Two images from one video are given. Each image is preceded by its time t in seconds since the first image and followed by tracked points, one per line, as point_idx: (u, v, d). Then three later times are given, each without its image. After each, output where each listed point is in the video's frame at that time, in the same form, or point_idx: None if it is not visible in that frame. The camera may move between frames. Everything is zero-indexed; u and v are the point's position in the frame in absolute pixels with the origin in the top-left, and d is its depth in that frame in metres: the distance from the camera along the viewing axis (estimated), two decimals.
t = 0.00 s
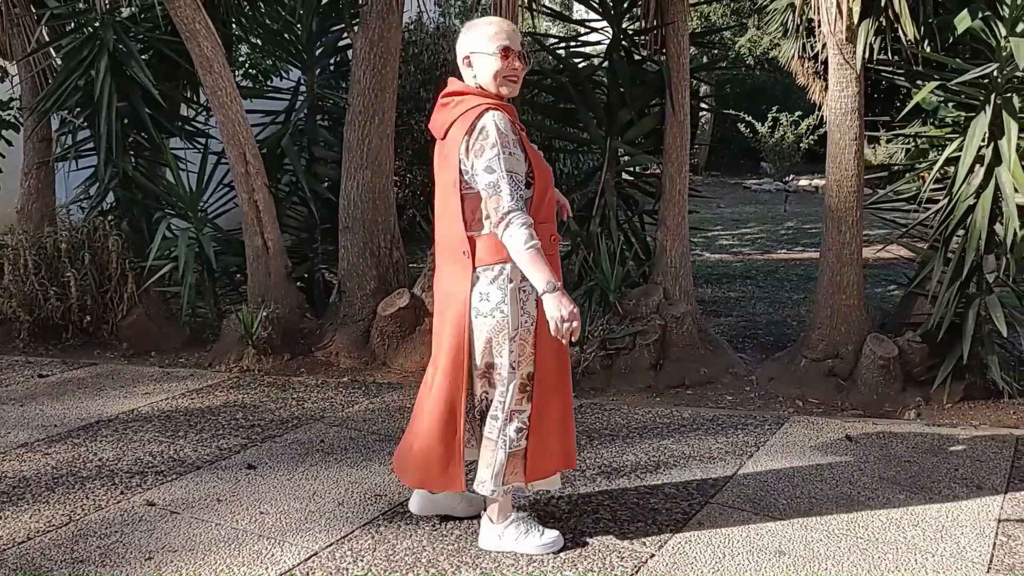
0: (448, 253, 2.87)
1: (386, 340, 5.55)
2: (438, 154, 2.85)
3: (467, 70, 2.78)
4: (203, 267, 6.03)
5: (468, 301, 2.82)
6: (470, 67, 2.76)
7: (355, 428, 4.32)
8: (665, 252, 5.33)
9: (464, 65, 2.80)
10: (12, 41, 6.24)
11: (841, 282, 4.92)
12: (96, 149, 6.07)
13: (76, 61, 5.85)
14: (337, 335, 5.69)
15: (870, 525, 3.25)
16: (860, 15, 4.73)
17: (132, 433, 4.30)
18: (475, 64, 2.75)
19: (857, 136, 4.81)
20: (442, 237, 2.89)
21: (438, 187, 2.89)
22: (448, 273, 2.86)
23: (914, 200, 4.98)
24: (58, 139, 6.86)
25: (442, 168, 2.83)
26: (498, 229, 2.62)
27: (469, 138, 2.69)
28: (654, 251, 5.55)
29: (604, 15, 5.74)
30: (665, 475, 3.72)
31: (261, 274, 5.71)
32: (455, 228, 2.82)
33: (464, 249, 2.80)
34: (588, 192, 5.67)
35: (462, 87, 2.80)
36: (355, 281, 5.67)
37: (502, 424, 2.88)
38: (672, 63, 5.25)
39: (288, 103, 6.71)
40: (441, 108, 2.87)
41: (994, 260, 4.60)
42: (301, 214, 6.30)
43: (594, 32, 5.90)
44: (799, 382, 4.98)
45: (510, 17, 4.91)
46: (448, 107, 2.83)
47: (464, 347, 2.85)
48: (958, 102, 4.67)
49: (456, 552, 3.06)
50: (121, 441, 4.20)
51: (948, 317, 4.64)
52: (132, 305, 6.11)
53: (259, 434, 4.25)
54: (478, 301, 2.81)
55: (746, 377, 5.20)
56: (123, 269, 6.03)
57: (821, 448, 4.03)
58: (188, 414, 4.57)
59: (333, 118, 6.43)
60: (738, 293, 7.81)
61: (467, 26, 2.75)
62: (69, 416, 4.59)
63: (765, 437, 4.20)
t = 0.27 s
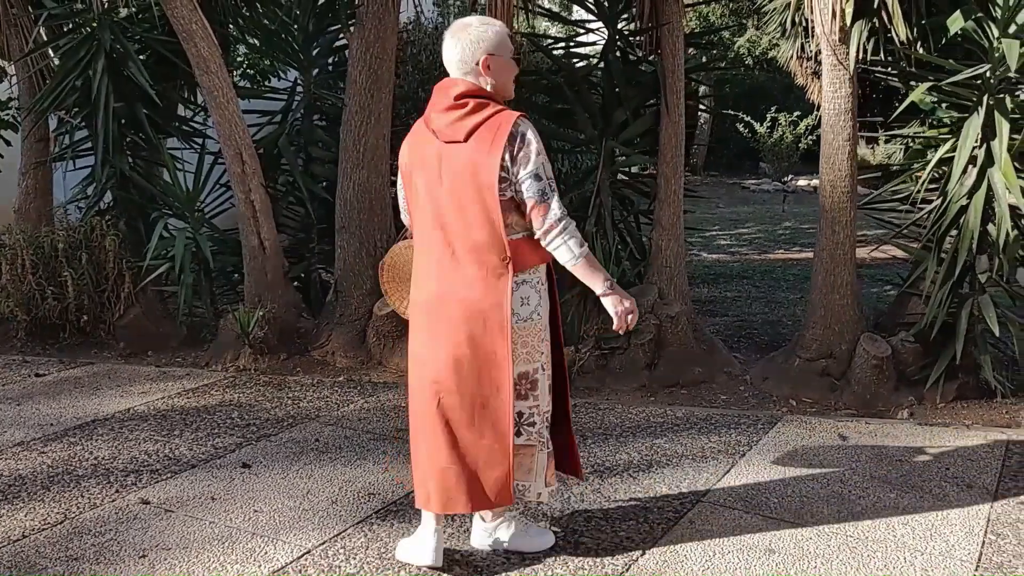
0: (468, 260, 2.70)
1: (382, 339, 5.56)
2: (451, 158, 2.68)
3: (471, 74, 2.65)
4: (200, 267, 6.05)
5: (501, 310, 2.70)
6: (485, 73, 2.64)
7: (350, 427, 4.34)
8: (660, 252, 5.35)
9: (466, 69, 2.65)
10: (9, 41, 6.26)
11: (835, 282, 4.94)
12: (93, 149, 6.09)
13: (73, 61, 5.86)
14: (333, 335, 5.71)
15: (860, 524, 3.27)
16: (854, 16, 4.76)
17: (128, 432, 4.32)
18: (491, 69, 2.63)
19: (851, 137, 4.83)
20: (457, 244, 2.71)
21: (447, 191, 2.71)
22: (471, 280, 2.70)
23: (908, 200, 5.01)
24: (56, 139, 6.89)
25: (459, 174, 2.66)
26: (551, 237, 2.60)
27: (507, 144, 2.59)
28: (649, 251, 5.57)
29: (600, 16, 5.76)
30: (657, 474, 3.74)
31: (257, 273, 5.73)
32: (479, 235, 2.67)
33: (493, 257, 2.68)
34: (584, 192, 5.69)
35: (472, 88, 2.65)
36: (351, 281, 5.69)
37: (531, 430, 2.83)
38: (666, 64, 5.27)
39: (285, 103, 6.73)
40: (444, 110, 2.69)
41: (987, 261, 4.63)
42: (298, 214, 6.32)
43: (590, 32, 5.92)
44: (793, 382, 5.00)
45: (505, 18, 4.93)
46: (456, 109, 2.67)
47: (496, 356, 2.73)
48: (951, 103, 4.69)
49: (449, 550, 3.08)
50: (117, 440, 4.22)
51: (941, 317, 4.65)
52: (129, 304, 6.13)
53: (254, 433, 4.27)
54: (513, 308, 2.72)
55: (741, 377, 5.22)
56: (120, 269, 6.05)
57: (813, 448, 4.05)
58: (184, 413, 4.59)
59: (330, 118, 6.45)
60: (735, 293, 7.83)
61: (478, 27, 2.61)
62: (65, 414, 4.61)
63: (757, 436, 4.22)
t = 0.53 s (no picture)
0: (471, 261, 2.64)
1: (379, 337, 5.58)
2: (451, 159, 2.59)
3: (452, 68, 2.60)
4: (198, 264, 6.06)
5: (500, 308, 2.71)
6: (472, 73, 2.64)
7: (345, 424, 4.35)
8: (656, 252, 5.36)
9: (446, 62, 2.60)
10: (8, 38, 6.27)
11: (830, 283, 4.95)
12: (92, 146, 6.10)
13: (72, 58, 5.86)
14: (330, 333, 5.72)
15: (851, 523, 3.28)
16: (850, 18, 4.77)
17: (124, 428, 4.33)
18: (476, 71, 2.64)
19: (847, 138, 4.84)
20: (459, 245, 2.62)
21: (446, 192, 2.61)
22: (474, 282, 2.65)
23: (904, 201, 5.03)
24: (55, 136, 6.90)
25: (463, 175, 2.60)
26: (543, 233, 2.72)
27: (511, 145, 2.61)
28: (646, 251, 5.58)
29: (597, 17, 5.78)
30: (651, 473, 3.75)
31: (254, 271, 5.74)
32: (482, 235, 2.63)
33: (494, 256, 2.66)
34: (581, 191, 5.71)
35: (468, 88, 2.60)
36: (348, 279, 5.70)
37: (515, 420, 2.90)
38: (663, 65, 5.28)
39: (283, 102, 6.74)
40: (438, 107, 2.57)
41: (982, 262, 4.66)
42: (296, 212, 6.34)
43: (588, 33, 5.94)
44: (788, 382, 5.01)
45: (502, 17, 4.94)
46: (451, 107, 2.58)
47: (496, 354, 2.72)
48: (946, 105, 4.71)
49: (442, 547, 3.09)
50: (113, 436, 4.23)
51: (935, 318, 4.67)
52: (126, 301, 6.14)
53: (250, 430, 4.28)
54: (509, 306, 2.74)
55: (736, 377, 5.23)
56: (118, 266, 6.07)
57: (806, 448, 4.06)
58: (180, 410, 4.60)
59: (328, 117, 6.47)
60: (732, 294, 7.84)
61: (471, 29, 2.61)
62: (61, 411, 4.62)
63: (751, 436, 4.24)
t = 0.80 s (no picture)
0: (483, 260, 2.70)
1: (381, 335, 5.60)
2: (466, 163, 2.63)
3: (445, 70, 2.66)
4: (201, 261, 6.08)
5: (503, 307, 2.79)
6: (462, 75, 2.70)
7: (347, 422, 4.37)
8: (658, 253, 5.38)
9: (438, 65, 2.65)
10: (15, 35, 6.30)
11: (831, 285, 4.97)
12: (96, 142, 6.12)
13: (78, 55, 5.88)
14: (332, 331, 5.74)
15: (850, 524, 3.30)
16: (853, 21, 4.79)
17: (127, 424, 4.35)
18: (466, 73, 2.70)
19: (849, 141, 4.85)
20: (473, 247, 2.68)
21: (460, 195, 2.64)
22: (483, 283, 2.71)
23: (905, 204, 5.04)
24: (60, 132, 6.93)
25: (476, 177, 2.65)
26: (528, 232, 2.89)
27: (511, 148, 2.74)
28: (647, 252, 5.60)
29: (601, 17, 5.79)
30: (651, 473, 3.77)
31: (257, 269, 5.77)
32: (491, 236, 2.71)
33: (500, 255, 2.75)
34: (583, 192, 5.72)
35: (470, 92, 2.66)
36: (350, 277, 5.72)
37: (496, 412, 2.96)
38: (667, 66, 5.30)
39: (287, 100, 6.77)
40: (450, 111, 2.60)
41: (984, 266, 4.68)
42: (299, 210, 6.36)
43: (592, 34, 5.96)
44: (788, 384, 5.02)
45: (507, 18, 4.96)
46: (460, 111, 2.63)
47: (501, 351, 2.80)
48: (949, 109, 4.72)
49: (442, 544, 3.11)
50: (116, 431, 4.25)
51: (936, 321, 4.68)
52: (130, 298, 6.17)
53: (252, 426, 4.30)
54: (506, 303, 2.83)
55: (736, 378, 5.24)
56: (121, 263, 6.09)
57: (806, 449, 4.08)
58: (182, 406, 4.62)
59: (332, 115, 6.49)
60: (733, 295, 7.86)
61: (460, 33, 2.67)
62: (64, 406, 4.65)
63: (751, 436, 4.25)
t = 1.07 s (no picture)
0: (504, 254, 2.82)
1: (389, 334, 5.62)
2: (489, 162, 2.73)
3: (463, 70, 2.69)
4: (210, 260, 6.12)
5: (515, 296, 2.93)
6: (478, 76, 2.74)
7: (355, 420, 4.40)
8: (665, 254, 5.40)
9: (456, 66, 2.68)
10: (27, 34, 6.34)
11: (838, 287, 4.98)
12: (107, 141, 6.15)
13: (89, 55, 5.93)
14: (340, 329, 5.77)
15: (856, 525, 3.31)
16: (861, 24, 4.80)
17: (137, 420, 4.39)
18: (482, 74, 2.75)
19: (857, 143, 4.87)
20: (496, 242, 2.78)
21: (487, 193, 2.74)
22: (502, 277, 2.82)
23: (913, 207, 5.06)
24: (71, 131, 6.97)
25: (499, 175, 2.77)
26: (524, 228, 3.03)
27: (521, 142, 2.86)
28: (654, 253, 5.61)
29: (610, 19, 5.81)
30: (658, 472, 3.79)
31: (266, 268, 5.80)
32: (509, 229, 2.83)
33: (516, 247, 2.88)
34: (591, 193, 5.75)
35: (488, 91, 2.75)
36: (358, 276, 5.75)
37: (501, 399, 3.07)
38: (675, 67, 5.31)
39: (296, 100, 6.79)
40: (476, 110, 2.70)
41: (991, 268, 4.73)
42: (308, 210, 6.40)
43: (600, 35, 5.97)
44: (795, 385, 5.04)
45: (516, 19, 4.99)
46: (484, 110, 2.72)
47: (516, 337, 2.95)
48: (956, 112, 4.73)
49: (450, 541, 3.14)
50: (126, 428, 4.28)
51: (943, 324, 4.69)
52: (139, 296, 6.20)
53: (261, 424, 4.33)
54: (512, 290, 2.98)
55: (743, 379, 5.26)
56: (131, 261, 6.13)
57: (812, 450, 4.09)
58: (192, 404, 4.66)
59: (340, 115, 6.52)
60: (740, 297, 7.87)
61: (478, 34, 2.71)
62: (75, 402, 4.68)
63: (758, 437, 4.27)
